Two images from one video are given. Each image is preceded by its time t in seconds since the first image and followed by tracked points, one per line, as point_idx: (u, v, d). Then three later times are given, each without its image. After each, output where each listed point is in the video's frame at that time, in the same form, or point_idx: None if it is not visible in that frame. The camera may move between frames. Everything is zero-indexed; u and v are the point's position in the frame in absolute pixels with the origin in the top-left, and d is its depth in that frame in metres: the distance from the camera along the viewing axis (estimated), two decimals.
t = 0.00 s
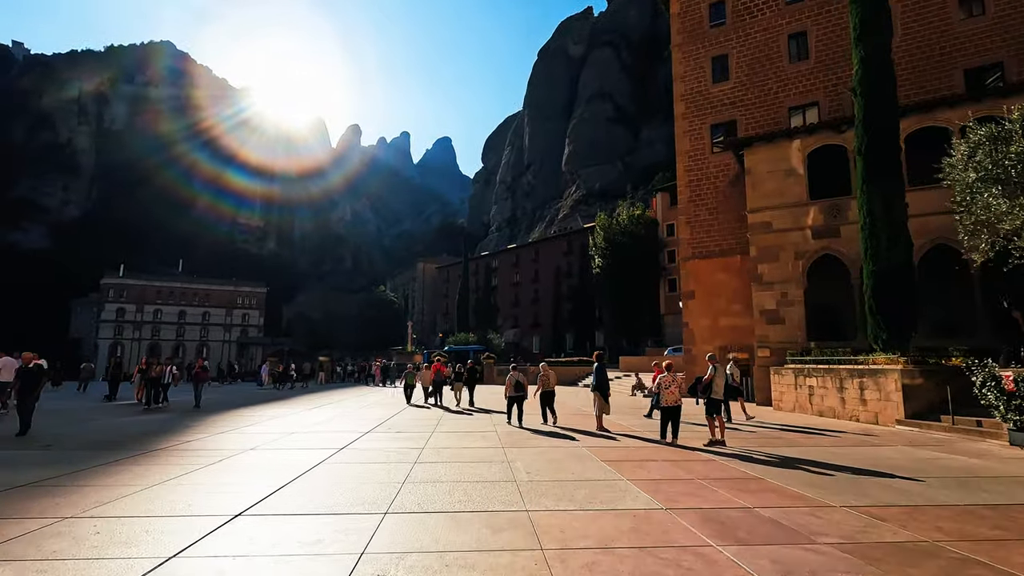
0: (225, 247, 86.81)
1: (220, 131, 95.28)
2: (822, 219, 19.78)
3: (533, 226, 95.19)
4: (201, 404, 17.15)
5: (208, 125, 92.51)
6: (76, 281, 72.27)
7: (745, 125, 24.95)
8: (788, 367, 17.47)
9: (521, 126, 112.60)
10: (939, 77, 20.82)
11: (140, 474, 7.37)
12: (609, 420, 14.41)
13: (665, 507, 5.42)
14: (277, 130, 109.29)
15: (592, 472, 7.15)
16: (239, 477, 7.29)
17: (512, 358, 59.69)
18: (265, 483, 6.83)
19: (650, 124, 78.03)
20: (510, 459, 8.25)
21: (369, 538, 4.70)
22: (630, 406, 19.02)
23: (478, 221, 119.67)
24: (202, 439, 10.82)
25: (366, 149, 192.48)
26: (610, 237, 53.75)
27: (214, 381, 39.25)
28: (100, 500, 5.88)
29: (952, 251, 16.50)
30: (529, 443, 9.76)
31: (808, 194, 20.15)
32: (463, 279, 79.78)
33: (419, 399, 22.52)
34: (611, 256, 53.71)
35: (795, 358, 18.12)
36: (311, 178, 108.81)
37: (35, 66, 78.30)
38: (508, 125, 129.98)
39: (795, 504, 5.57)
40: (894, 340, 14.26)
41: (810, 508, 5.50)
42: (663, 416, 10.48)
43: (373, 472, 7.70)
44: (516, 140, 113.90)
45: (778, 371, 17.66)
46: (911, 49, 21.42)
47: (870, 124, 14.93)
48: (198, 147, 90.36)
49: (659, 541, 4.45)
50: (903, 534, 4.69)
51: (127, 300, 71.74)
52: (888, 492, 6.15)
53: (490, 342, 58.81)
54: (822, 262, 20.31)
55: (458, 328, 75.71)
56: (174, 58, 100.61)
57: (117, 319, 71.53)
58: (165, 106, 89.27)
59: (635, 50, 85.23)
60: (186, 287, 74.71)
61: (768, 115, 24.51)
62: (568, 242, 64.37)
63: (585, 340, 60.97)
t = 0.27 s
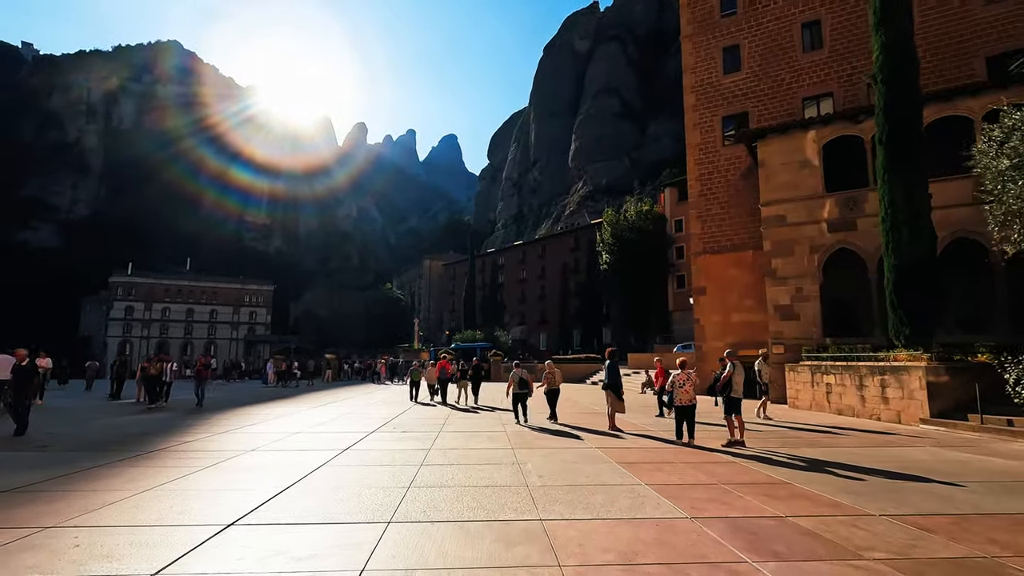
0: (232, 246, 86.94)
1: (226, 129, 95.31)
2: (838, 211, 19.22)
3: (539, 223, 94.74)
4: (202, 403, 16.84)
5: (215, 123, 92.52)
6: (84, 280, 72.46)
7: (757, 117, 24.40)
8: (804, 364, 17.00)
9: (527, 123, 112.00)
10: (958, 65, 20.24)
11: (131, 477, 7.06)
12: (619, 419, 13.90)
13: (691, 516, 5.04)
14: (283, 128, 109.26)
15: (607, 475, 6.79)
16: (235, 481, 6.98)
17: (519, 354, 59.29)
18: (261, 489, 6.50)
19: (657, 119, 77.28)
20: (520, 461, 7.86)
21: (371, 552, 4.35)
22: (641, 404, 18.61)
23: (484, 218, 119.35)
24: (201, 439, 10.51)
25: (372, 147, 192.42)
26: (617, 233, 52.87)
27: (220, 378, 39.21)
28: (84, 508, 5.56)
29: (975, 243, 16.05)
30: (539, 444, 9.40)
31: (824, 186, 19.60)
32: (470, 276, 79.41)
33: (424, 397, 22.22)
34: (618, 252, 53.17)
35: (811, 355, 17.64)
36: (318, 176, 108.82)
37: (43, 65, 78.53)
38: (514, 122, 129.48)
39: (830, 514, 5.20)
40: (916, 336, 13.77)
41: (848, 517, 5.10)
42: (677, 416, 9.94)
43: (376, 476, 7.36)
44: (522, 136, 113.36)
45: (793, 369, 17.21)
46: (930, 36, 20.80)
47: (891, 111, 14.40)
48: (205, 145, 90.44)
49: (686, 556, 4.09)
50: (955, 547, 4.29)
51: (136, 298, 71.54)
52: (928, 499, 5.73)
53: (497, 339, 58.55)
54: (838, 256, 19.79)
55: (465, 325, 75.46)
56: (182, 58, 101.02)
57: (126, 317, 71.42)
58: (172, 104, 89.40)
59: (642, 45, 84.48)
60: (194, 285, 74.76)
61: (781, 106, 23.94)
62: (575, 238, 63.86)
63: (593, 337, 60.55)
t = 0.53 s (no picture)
0: (240, 243, 87.09)
1: (233, 126, 95.31)
2: (856, 203, 18.65)
3: (546, 219, 94.23)
4: (202, 402, 16.50)
5: (223, 121, 92.60)
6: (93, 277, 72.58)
7: (770, 107, 23.79)
8: (821, 360, 16.51)
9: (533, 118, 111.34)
10: (980, 51, 19.55)
11: (118, 481, 6.70)
12: (630, 417, 13.45)
13: (719, 526, 4.64)
14: (290, 125, 109.24)
15: (624, 478, 6.40)
16: (228, 485, 6.62)
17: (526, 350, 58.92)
18: (255, 494, 6.12)
19: (665, 114, 76.43)
20: (530, 463, 7.48)
21: (369, 565, 3.98)
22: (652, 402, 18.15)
23: (491, 214, 118.99)
24: (197, 439, 10.14)
25: (378, 144, 192.27)
26: (625, 228, 52.29)
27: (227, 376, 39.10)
28: (62, 518, 5.18)
29: (1000, 235, 15.48)
30: (549, 443, 9.01)
31: (841, 177, 19.03)
32: (476, 273, 79.06)
33: (429, 394, 21.94)
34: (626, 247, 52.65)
35: (827, 351, 17.14)
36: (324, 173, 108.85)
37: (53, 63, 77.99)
38: (521, 118, 128.82)
39: (871, 523, 4.77)
40: (940, 332, 13.26)
41: (891, 528, 4.67)
42: (693, 415, 9.45)
43: (377, 480, 6.96)
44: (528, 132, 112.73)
45: (809, 365, 16.74)
46: (951, 22, 20.12)
47: (914, 97, 13.83)
48: (212, 143, 90.52)
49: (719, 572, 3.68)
50: (1015, 563, 3.87)
51: (144, 294, 72.01)
52: (973, 505, 5.30)
53: (504, 335, 58.22)
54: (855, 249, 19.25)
55: (471, 321, 75.12)
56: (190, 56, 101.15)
57: (134, 314, 71.85)
58: (180, 102, 89.59)
59: (650, 39, 83.56)
60: (201, 282, 74.73)
61: (796, 96, 23.33)
62: (582, 234, 63.35)
63: (600, 333, 60.06)
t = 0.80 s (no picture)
0: (248, 241, 87.24)
1: (242, 126, 95.40)
2: (876, 196, 18.04)
3: (553, 216, 93.69)
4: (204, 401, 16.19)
5: (233, 120, 92.76)
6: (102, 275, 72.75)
7: (785, 99, 23.18)
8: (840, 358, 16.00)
9: (540, 116, 110.73)
10: (1004, 39, 18.90)
11: (106, 486, 6.26)
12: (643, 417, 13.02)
13: (756, 542, 4.22)
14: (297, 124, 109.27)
15: (645, 486, 5.97)
16: (222, 492, 6.19)
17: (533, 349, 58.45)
18: (251, 502, 5.69)
19: (674, 109, 75.50)
20: (541, 467, 7.07)
21: None
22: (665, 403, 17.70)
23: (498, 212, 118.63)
24: (196, 441, 9.71)
25: (385, 141, 192.21)
26: (634, 225, 51.69)
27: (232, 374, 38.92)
28: (37, 529, 4.75)
29: None
30: (560, 446, 8.59)
31: (859, 169, 18.44)
32: (483, 270, 78.65)
33: (435, 392, 21.57)
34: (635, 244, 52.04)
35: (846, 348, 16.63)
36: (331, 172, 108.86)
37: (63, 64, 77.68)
38: (528, 115, 128.19)
39: (924, 539, 4.34)
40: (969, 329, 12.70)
41: (946, 546, 4.21)
42: (712, 417, 8.96)
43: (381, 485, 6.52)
44: (535, 129, 112.17)
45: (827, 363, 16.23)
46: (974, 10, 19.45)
47: (941, 84, 13.23)
48: (221, 142, 90.69)
49: None
50: None
51: (153, 293, 72.33)
52: None
53: (511, 333, 57.82)
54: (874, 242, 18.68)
55: (479, 319, 74.75)
56: (199, 55, 101.34)
57: (143, 312, 72.28)
58: (190, 101, 89.84)
59: (658, 34, 82.70)
60: (209, 280, 74.77)
61: (811, 88, 22.72)
62: (590, 231, 62.84)
63: (609, 331, 59.50)
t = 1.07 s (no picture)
0: (256, 241, 87.38)
1: (250, 126, 95.60)
2: (896, 190, 17.45)
3: (560, 215, 93.14)
4: (206, 402, 15.95)
5: (241, 121, 93.02)
6: (110, 276, 72.92)
7: (799, 92, 22.58)
8: (860, 357, 15.46)
9: (547, 114, 110.14)
10: None
11: (89, 495, 5.86)
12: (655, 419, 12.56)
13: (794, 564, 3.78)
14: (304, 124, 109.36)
15: (666, 497, 5.52)
16: (212, 501, 5.77)
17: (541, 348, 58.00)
18: (241, 514, 5.28)
19: (682, 106, 74.72)
20: (553, 474, 6.64)
21: None
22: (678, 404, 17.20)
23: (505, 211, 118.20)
24: (192, 445, 9.33)
25: (391, 141, 192.25)
26: (642, 223, 51.09)
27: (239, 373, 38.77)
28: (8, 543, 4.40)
29: None
30: (571, 451, 8.15)
31: (878, 162, 17.85)
32: (490, 269, 78.25)
33: (441, 392, 21.24)
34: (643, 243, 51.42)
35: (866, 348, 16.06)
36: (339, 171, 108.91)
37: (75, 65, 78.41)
38: (534, 114, 127.62)
39: (986, 561, 3.85)
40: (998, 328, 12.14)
41: (1012, 570, 3.73)
42: (732, 420, 8.47)
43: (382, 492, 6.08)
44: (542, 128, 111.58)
45: (847, 363, 15.70)
46: None
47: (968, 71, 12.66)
48: (229, 142, 90.96)
49: None
50: None
51: (161, 292, 72.75)
52: None
53: (519, 332, 57.40)
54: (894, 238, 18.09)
55: (485, 319, 74.36)
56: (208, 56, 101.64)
57: (152, 311, 72.62)
58: (199, 102, 90.07)
59: (665, 31, 81.88)
60: (217, 280, 74.85)
61: (826, 80, 22.11)
62: (598, 229, 62.32)
63: (617, 330, 58.94)
